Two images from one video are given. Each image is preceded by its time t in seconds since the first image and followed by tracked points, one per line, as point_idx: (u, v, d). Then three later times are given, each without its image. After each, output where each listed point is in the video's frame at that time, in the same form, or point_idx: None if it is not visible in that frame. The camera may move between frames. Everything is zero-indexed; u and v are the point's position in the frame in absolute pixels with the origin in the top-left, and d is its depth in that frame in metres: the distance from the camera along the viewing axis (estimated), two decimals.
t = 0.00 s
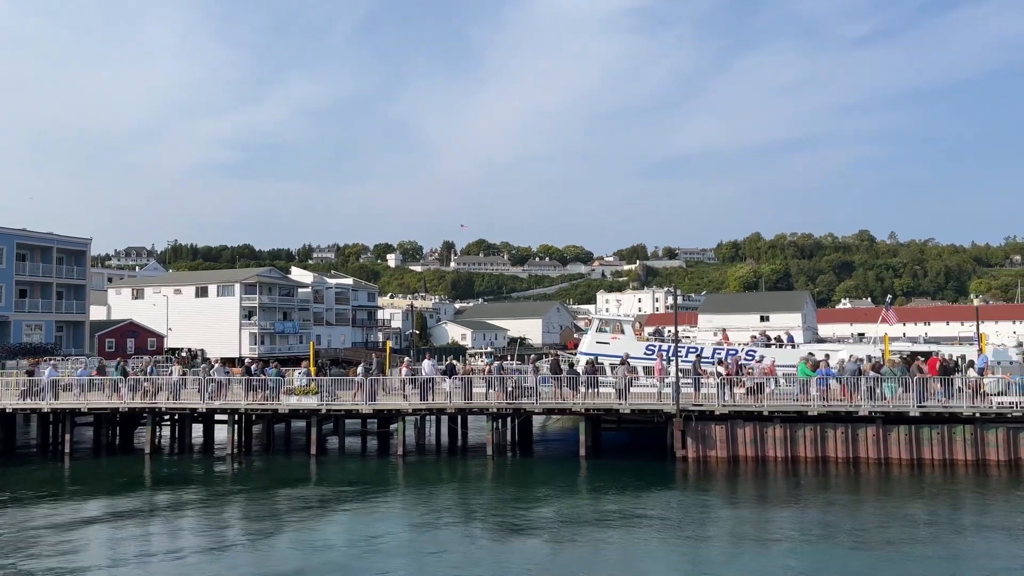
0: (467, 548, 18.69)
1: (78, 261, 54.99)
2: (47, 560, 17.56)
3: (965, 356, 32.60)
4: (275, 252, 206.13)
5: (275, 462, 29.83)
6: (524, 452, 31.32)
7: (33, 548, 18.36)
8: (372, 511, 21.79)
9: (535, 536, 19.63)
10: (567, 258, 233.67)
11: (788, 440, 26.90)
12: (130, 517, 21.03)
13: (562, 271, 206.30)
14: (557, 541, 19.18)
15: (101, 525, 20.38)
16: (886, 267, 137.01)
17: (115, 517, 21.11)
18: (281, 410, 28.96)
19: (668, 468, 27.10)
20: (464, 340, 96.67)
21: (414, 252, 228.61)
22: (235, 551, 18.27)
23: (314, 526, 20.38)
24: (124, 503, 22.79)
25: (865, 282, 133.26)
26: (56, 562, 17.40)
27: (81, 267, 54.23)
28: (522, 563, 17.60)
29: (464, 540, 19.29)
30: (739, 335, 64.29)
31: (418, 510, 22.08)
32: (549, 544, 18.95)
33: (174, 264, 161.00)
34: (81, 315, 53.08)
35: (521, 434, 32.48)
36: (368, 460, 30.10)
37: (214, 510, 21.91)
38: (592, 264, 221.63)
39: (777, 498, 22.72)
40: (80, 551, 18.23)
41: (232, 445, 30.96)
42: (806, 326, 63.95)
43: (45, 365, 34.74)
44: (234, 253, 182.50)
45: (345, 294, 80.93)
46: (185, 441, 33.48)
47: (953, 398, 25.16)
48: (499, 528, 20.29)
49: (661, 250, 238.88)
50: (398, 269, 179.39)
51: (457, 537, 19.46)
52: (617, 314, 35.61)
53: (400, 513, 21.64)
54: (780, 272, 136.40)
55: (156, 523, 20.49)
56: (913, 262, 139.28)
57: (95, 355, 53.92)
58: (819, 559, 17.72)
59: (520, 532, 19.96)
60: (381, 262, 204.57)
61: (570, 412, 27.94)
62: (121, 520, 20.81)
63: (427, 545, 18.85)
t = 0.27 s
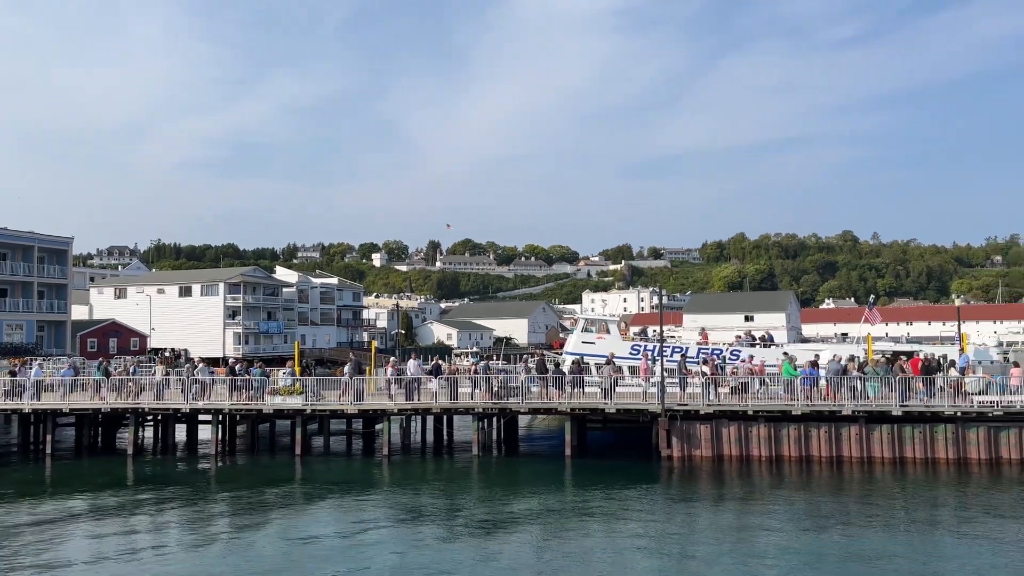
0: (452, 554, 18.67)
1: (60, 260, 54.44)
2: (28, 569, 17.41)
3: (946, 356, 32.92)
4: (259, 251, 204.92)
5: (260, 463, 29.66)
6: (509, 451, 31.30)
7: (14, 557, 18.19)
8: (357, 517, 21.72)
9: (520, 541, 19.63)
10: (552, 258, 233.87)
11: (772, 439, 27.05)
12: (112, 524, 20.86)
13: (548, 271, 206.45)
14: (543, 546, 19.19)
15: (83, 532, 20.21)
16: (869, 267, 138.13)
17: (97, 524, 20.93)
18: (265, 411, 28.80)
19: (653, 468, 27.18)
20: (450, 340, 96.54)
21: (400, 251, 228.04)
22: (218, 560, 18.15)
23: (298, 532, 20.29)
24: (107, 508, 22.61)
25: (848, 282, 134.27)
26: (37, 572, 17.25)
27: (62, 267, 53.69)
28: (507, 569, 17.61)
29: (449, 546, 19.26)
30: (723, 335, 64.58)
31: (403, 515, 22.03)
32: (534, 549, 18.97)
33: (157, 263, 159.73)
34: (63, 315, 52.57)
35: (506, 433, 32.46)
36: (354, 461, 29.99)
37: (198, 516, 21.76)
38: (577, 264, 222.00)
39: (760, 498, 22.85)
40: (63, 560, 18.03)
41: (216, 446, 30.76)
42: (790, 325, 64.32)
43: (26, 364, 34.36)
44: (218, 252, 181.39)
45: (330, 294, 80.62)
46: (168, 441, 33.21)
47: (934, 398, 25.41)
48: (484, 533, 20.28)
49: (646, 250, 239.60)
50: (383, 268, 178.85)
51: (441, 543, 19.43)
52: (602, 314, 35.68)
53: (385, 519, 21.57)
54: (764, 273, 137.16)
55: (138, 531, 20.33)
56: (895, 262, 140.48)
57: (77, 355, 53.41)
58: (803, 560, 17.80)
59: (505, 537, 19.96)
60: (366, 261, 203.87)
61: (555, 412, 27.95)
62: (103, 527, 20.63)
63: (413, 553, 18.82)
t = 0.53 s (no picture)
0: (441, 552, 18.67)
1: (45, 259, 54.00)
2: (14, 567, 17.31)
3: (932, 356, 33.18)
4: (246, 251, 203.95)
5: (247, 463, 29.52)
6: (498, 451, 31.28)
7: None
8: (345, 516, 21.66)
9: (509, 539, 19.64)
10: (541, 258, 234.00)
11: (760, 438, 27.16)
12: (99, 523, 20.74)
13: (536, 271, 206.55)
14: (531, 545, 19.20)
15: (69, 530, 20.08)
16: (855, 267, 139.04)
17: (83, 523, 20.80)
18: (253, 411, 28.67)
19: (642, 467, 27.24)
20: (438, 340, 96.41)
21: (388, 250, 227.53)
22: (205, 558, 18.08)
23: (286, 531, 20.22)
24: (93, 507, 22.47)
25: (835, 282, 135.05)
26: (23, 569, 17.14)
27: (47, 266, 53.25)
28: (495, 567, 17.62)
29: (437, 544, 19.25)
30: (711, 335, 64.80)
31: (391, 514, 22.00)
32: (522, 548, 18.98)
33: (143, 262, 158.65)
34: (48, 314, 52.15)
35: (495, 433, 32.44)
36: (342, 461, 29.90)
37: (185, 515, 21.66)
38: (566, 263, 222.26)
39: (748, 497, 22.96)
40: (47, 560, 17.83)
41: (203, 446, 30.59)
42: (778, 325, 64.62)
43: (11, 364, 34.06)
44: (204, 251, 180.39)
45: (318, 293, 80.36)
46: (155, 441, 32.99)
47: (920, 397, 25.61)
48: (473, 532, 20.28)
49: (635, 250, 240.18)
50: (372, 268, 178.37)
51: (430, 542, 19.42)
52: (591, 314, 35.73)
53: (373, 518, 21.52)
54: (752, 273, 137.77)
55: (125, 530, 20.21)
56: (881, 262, 141.45)
57: (62, 355, 52.97)
58: (791, 559, 17.85)
59: (493, 536, 19.97)
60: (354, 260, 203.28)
61: (544, 412, 27.97)
62: (89, 526, 20.50)
63: (401, 551, 18.79)
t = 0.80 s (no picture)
0: (425, 548, 18.67)
1: (25, 257, 53.44)
2: None
3: (913, 355, 33.52)
4: (230, 250, 202.66)
5: (230, 463, 29.33)
6: (483, 451, 31.27)
7: None
8: (329, 512, 21.60)
9: (493, 535, 19.67)
10: (526, 258, 234.11)
11: (743, 437, 27.30)
12: (80, 520, 20.57)
13: (521, 271, 206.62)
14: (516, 541, 19.23)
15: (49, 527, 19.90)
16: (838, 267, 140.15)
17: (63, 519, 20.62)
18: (236, 410, 28.51)
19: (626, 466, 27.33)
20: (422, 339, 96.21)
21: (372, 250, 226.83)
22: (188, 554, 17.99)
23: (270, 527, 20.14)
24: (73, 505, 22.29)
25: (818, 282, 136.11)
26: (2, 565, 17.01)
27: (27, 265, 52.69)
28: (480, 563, 17.65)
29: (422, 540, 19.24)
30: (695, 335, 65.11)
31: (375, 511, 21.97)
32: (506, 544, 19.01)
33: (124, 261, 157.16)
34: (27, 314, 51.61)
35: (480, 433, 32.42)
36: (326, 461, 29.78)
37: (167, 512, 21.52)
38: (551, 263, 222.55)
39: (731, 495, 23.10)
40: (27, 556, 17.70)
41: (186, 446, 30.37)
42: (761, 325, 65.02)
43: None
44: (187, 250, 179.01)
45: (302, 293, 79.99)
46: (136, 442, 32.72)
47: (900, 396, 25.88)
48: (457, 528, 20.29)
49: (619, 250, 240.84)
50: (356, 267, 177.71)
51: (414, 538, 19.40)
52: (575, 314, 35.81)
53: (357, 515, 21.47)
54: (735, 272, 138.53)
55: (106, 526, 20.06)
56: (863, 263, 142.68)
57: (42, 354, 52.41)
58: (774, 555, 17.99)
59: (477, 532, 19.99)
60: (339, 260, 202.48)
61: (529, 412, 28.00)
62: (70, 522, 20.34)
63: (386, 546, 18.76)
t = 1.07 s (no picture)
0: (412, 545, 18.65)
1: (8, 256, 52.94)
2: None
3: (897, 355, 33.78)
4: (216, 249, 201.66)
5: (216, 463, 29.15)
6: (470, 451, 31.23)
7: None
8: (315, 510, 21.53)
9: (480, 532, 19.66)
10: (514, 258, 234.16)
11: (730, 436, 27.40)
12: (64, 518, 20.43)
13: (509, 270, 206.66)
14: (502, 538, 19.23)
15: (33, 525, 19.75)
16: (823, 267, 141.05)
17: (47, 517, 20.46)
18: (222, 411, 28.32)
19: (613, 466, 27.38)
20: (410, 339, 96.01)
21: (360, 249, 226.22)
22: (172, 551, 17.88)
23: (255, 524, 20.05)
24: (58, 503, 22.14)
25: (804, 282, 136.95)
26: None
27: (10, 264, 52.20)
28: (466, 560, 17.65)
29: (408, 537, 19.22)
30: (683, 334, 65.31)
31: (362, 508, 21.90)
32: (493, 541, 19.01)
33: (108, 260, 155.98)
34: (10, 314, 51.12)
35: (467, 433, 32.37)
36: (313, 461, 29.66)
37: (152, 510, 21.39)
38: (539, 263, 222.76)
39: (717, 494, 23.20)
40: (10, 553, 17.57)
41: (171, 446, 30.15)
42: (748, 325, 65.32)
43: None
44: (173, 249, 177.91)
45: (288, 293, 79.65)
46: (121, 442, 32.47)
47: (885, 395, 26.07)
48: (444, 526, 20.27)
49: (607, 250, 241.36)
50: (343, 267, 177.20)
51: (401, 535, 19.37)
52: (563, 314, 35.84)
53: (344, 512, 21.41)
54: (722, 273, 139.15)
55: (90, 524, 19.92)
56: (849, 263, 143.70)
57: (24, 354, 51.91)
58: (759, 552, 18.09)
59: (464, 529, 19.98)
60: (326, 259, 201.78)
61: (516, 412, 27.98)
62: (54, 520, 20.21)
63: (372, 544, 18.70)
